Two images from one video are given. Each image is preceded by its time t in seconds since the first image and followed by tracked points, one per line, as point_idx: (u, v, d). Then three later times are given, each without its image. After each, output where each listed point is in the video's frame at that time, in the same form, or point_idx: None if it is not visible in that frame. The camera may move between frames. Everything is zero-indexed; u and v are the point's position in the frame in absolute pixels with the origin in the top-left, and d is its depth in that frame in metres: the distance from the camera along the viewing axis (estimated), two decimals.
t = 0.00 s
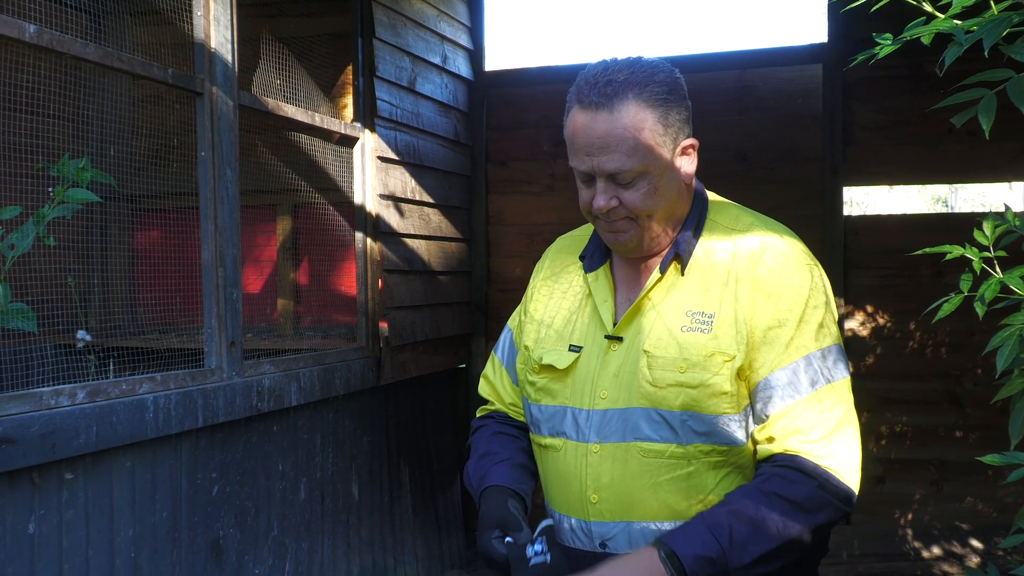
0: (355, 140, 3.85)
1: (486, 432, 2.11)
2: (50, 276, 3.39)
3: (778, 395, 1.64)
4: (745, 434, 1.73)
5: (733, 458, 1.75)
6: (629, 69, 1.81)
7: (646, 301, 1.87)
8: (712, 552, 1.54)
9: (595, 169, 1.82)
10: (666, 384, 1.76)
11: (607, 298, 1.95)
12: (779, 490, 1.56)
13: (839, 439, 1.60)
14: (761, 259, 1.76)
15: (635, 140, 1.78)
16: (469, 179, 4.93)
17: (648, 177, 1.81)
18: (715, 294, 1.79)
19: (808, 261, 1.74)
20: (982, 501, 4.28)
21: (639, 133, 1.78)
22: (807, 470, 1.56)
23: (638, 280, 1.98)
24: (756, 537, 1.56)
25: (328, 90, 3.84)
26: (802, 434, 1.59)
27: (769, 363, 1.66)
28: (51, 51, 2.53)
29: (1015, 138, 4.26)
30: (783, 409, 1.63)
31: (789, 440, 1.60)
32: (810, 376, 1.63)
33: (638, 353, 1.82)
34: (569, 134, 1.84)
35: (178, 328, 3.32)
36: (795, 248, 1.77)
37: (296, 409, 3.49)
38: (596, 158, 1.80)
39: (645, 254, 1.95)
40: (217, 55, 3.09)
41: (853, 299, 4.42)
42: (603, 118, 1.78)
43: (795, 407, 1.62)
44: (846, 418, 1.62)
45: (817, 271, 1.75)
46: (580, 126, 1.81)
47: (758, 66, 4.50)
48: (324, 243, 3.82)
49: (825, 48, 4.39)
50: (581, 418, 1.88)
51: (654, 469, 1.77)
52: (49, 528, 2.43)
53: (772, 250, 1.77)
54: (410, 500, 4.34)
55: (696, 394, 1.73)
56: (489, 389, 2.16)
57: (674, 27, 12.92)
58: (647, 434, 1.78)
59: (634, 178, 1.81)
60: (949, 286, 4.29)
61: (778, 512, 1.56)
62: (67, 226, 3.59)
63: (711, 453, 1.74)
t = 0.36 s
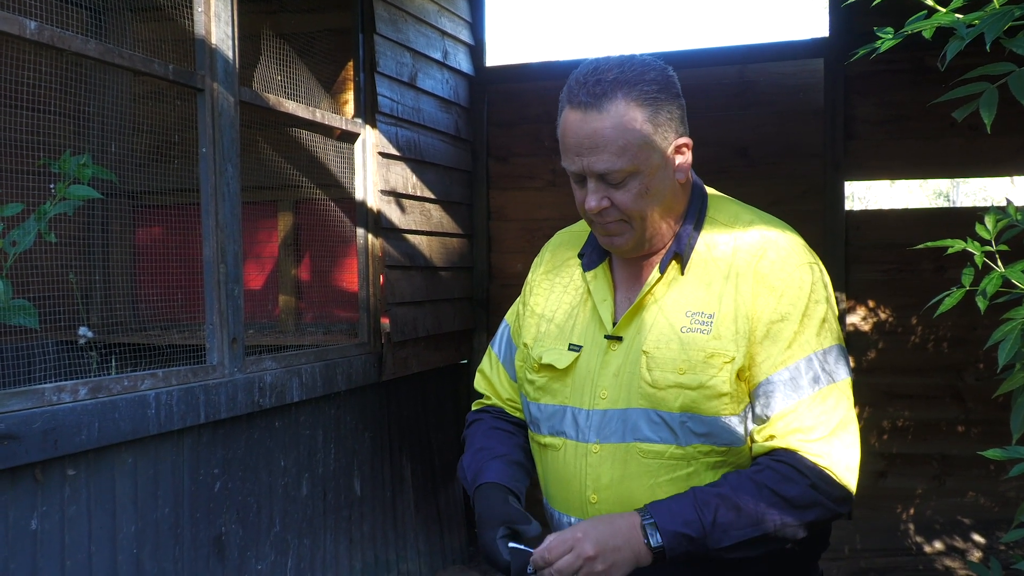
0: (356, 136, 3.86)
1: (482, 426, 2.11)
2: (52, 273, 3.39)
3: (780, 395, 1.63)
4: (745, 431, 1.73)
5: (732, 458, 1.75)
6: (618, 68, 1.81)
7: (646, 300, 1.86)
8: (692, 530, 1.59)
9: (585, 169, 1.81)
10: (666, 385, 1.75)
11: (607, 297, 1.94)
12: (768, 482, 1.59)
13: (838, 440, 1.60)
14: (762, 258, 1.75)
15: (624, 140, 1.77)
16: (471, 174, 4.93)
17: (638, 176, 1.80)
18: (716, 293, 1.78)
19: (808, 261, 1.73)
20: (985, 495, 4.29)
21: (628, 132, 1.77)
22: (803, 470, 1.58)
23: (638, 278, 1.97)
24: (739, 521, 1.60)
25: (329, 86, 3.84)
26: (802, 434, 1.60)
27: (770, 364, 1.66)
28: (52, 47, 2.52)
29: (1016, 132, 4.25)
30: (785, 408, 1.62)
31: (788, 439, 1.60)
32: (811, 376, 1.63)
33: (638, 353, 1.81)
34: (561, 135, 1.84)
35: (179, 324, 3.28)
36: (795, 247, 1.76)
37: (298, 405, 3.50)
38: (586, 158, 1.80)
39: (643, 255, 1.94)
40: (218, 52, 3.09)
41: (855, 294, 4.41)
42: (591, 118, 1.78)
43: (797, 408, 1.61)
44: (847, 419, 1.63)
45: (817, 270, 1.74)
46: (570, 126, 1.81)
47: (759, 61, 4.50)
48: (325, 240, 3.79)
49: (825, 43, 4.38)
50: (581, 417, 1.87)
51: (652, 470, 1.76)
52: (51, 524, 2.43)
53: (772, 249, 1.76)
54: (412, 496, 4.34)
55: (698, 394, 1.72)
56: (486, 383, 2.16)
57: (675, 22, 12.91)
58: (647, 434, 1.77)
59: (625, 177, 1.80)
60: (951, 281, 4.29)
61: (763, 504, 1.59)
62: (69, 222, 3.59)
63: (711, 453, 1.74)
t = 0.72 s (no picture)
0: (357, 134, 3.86)
1: (486, 427, 2.10)
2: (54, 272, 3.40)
3: (781, 389, 1.64)
4: (745, 427, 1.73)
5: (733, 453, 1.75)
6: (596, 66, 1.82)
7: (644, 297, 1.86)
8: (699, 529, 1.59)
9: (568, 168, 1.82)
10: (665, 381, 1.75)
11: (606, 294, 1.95)
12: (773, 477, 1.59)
13: (840, 433, 1.60)
14: (757, 253, 1.75)
15: (603, 137, 1.77)
16: (472, 172, 4.93)
17: (621, 173, 1.80)
18: (712, 289, 1.78)
19: (806, 253, 1.72)
20: (987, 492, 4.29)
21: (606, 128, 1.77)
22: (805, 464, 1.57)
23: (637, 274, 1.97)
24: (746, 520, 1.60)
25: (331, 84, 3.85)
26: (803, 428, 1.60)
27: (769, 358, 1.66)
28: (54, 47, 2.52)
29: (1018, 128, 4.25)
30: (786, 403, 1.63)
31: (790, 434, 1.60)
32: (811, 369, 1.63)
33: (636, 351, 1.81)
34: (545, 136, 1.85)
35: (181, 324, 3.28)
36: (791, 239, 1.76)
37: (300, 403, 3.50)
38: (568, 156, 1.81)
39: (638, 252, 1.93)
40: (219, 50, 3.09)
41: (856, 291, 4.41)
42: (570, 117, 1.79)
43: (798, 402, 1.62)
44: (849, 412, 1.62)
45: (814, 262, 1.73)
46: (552, 127, 1.82)
47: (760, 58, 4.50)
48: (326, 238, 3.79)
49: (826, 40, 4.38)
50: (580, 415, 1.87)
51: (652, 467, 1.76)
52: (54, 522, 2.43)
53: (768, 243, 1.76)
54: (415, 494, 4.34)
55: (697, 390, 1.72)
56: (487, 382, 2.16)
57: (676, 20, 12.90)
58: (646, 431, 1.77)
59: (607, 175, 1.80)
60: (953, 277, 4.29)
61: (767, 501, 1.59)
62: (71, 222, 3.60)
63: (711, 449, 1.74)
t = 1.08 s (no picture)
0: (358, 134, 3.85)
1: (484, 424, 2.10)
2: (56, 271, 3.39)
3: (782, 383, 1.63)
4: (747, 423, 1.73)
5: (736, 450, 1.74)
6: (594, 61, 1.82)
7: (645, 293, 1.86)
8: (699, 516, 1.58)
9: (569, 162, 1.82)
10: (666, 376, 1.75)
11: (609, 291, 1.95)
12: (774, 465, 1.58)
13: (842, 426, 1.59)
14: (759, 248, 1.75)
15: (603, 130, 1.78)
16: (474, 172, 4.93)
17: (622, 166, 1.80)
18: (714, 284, 1.78)
19: (807, 251, 1.72)
20: (989, 491, 4.28)
21: (606, 122, 1.78)
22: (805, 455, 1.56)
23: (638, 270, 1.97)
24: (745, 508, 1.58)
25: (332, 84, 3.85)
26: (804, 421, 1.59)
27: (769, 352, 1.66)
28: (55, 47, 2.52)
29: (1019, 127, 4.25)
30: (787, 396, 1.62)
31: (790, 426, 1.60)
32: (811, 364, 1.62)
33: (638, 347, 1.82)
34: (545, 132, 1.85)
35: (183, 323, 3.27)
36: (793, 236, 1.76)
37: (302, 402, 3.50)
38: (568, 151, 1.81)
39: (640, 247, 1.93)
40: (221, 50, 3.09)
41: (858, 290, 4.41)
42: (570, 112, 1.79)
43: (798, 395, 1.61)
44: (851, 406, 1.61)
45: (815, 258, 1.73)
46: (552, 122, 1.82)
47: (762, 57, 4.50)
48: (327, 237, 3.79)
49: (828, 39, 4.38)
50: (582, 411, 1.87)
51: (654, 462, 1.76)
52: (55, 522, 2.43)
53: (770, 240, 1.75)
54: (416, 493, 4.34)
55: (699, 385, 1.72)
56: (490, 381, 2.16)
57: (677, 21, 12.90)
58: (648, 427, 1.77)
59: (608, 168, 1.80)
60: (955, 276, 4.29)
61: (770, 489, 1.58)
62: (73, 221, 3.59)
63: (714, 445, 1.74)
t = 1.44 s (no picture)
0: (358, 134, 3.84)
1: (486, 418, 2.09)
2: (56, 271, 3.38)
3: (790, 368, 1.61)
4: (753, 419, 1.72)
5: (741, 448, 1.74)
6: (611, 46, 1.85)
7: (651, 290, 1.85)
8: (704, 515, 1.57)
9: (583, 142, 1.83)
10: (672, 372, 1.75)
11: (613, 290, 1.94)
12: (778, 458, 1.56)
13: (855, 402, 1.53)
14: (765, 243, 1.74)
15: (618, 110, 1.80)
16: (474, 171, 4.93)
17: (636, 148, 1.81)
18: (721, 280, 1.77)
19: (811, 246, 1.71)
20: (989, 491, 4.28)
21: (621, 102, 1.80)
22: (817, 428, 1.50)
23: (644, 269, 1.96)
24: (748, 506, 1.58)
25: (332, 83, 3.84)
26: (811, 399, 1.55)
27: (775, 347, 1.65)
28: (55, 47, 2.51)
29: (1019, 128, 4.25)
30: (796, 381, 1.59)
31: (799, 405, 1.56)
32: (818, 346, 1.60)
33: (643, 343, 1.81)
34: (558, 115, 1.87)
35: (183, 322, 3.27)
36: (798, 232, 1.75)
37: (302, 402, 3.49)
38: (583, 131, 1.82)
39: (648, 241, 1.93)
40: (221, 49, 3.09)
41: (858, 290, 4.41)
42: (585, 92, 1.81)
43: (806, 377, 1.58)
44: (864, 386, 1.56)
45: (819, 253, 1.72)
46: (567, 103, 1.84)
47: (762, 57, 4.50)
48: (327, 237, 3.78)
49: (828, 39, 4.38)
50: (587, 408, 1.87)
51: (659, 459, 1.76)
52: (55, 522, 2.43)
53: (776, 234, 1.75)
54: (416, 492, 4.34)
55: (704, 382, 1.71)
56: (492, 378, 2.16)
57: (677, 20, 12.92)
58: (653, 423, 1.77)
59: (622, 149, 1.81)
60: (955, 276, 4.29)
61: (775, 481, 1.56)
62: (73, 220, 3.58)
63: (719, 443, 1.73)
